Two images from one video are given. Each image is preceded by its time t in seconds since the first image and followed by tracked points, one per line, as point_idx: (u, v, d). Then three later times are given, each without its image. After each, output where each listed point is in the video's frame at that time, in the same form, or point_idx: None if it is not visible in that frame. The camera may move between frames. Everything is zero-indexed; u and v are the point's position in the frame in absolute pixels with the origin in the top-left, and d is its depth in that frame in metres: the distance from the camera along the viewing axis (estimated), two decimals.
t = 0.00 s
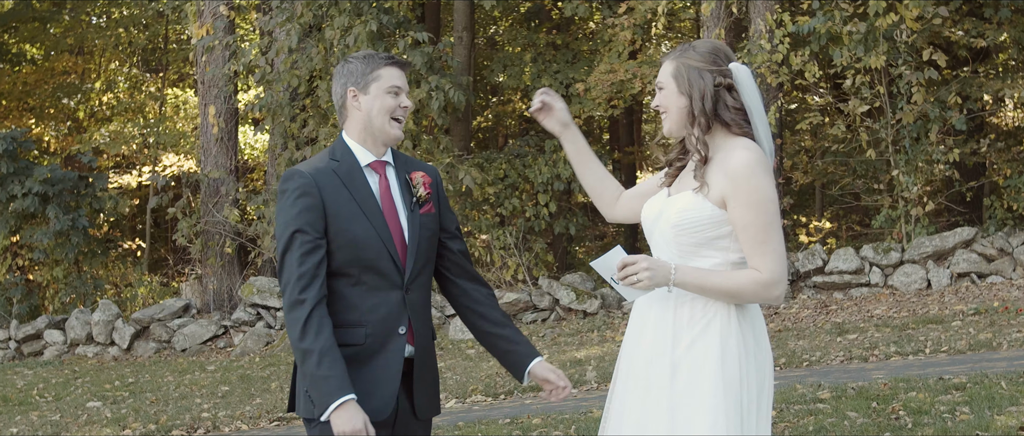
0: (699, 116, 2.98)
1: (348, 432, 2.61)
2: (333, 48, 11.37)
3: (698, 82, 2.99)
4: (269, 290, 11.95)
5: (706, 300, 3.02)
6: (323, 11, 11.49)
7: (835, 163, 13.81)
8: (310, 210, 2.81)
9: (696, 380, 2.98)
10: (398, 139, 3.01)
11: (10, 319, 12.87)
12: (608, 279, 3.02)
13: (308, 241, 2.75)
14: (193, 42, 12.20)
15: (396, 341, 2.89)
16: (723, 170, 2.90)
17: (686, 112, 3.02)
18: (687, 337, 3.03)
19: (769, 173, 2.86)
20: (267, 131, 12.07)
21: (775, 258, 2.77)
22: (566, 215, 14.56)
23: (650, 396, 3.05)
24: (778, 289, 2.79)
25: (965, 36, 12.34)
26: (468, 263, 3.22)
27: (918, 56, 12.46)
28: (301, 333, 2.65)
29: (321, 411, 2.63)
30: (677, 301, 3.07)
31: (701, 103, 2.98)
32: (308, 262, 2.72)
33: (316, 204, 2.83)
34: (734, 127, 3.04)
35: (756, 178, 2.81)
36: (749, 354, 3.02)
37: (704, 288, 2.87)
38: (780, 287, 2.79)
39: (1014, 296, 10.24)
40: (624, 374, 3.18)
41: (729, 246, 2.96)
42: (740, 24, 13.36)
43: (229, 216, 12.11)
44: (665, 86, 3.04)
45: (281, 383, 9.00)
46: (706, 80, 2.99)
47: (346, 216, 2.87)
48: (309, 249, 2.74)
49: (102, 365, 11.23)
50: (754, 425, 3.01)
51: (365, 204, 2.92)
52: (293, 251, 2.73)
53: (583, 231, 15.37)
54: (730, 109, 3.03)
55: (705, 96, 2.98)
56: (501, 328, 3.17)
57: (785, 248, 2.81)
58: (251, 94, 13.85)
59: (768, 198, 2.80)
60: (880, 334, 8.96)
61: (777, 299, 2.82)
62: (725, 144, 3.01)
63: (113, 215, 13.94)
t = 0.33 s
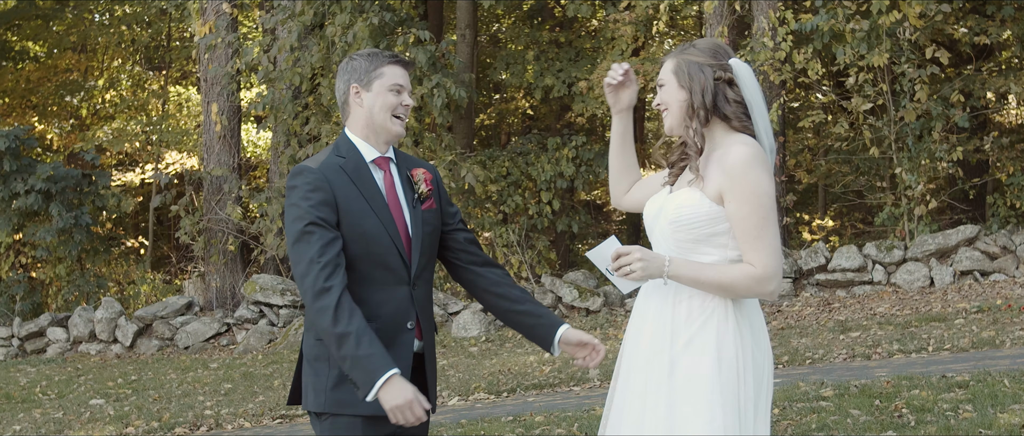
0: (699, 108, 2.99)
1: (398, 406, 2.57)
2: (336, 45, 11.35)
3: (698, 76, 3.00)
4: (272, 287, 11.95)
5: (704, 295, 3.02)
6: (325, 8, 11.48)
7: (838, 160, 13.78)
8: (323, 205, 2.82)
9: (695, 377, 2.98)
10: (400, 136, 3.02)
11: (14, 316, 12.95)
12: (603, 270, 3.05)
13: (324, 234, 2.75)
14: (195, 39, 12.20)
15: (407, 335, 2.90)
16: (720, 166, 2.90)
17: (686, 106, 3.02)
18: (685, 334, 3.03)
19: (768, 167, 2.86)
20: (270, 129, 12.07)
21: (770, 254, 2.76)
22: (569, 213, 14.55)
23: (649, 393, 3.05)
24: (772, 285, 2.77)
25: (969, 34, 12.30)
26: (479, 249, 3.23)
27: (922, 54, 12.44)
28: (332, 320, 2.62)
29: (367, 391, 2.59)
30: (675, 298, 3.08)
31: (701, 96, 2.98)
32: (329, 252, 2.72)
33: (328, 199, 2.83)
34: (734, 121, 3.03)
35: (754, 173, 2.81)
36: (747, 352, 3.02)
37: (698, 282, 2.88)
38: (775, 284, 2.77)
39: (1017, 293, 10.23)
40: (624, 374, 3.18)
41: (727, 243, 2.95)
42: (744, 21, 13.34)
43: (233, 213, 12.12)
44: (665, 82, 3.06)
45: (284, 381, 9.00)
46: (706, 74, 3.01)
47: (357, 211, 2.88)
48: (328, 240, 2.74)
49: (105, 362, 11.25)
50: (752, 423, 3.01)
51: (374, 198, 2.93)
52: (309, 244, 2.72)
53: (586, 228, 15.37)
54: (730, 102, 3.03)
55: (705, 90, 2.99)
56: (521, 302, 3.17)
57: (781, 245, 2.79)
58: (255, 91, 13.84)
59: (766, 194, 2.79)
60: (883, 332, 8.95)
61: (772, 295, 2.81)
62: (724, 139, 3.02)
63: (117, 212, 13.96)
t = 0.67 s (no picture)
0: (699, 105, 3.00)
1: (453, 356, 2.63)
2: (339, 43, 11.35)
3: (698, 73, 3.01)
4: (275, 285, 11.94)
5: (702, 292, 3.03)
6: (328, 5, 11.47)
7: (842, 158, 13.76)
8: (335, 197, 2.90)
9: (692, 376, 2.98)
10: (405, 130, 3.08)
11: (17, 314, 12.95)
12: (596, 262, 3.08)
13: (342, 222, 2.84)
14: (199, 37, 12.20)
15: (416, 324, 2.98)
16: (716, 163, 2.89)
17: (686, 103, 3.04)
18: (683, 333, 3.03)
19: (764, 163, 2.84)
20: (274, 126, 12.07)
21: (762, 249, 2.74)
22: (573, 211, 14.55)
23: (647, 392, 3.06)
24: (765, 281, 2.77)
25: (973, 31, 12.28)
26: (481, 230, 3.45)
27: (926, 51, 12.41)
28: (363, 294, 2.69)
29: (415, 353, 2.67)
30: (675, 296, 3.08)
31: (700, 93, 3.00)
32: (348, 236, 2.80)
33: (340, 192, 2.91)
34: (734, 117, 3.02)
35: (746, 168, 2.79)
36: (746, 351, 3.01)
37: (692, 278, 2.89)
38: (768, 279, 2.76)
39: (1021, 291, 10.22)
40: (624, 373, 3.19)
41: (724, 241, 2.93)
42: (748, 19, 13.32)
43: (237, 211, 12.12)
44: (668, 81, 3.08)
45: (288, 378, 9.00)
46: (706, 71, 3.02)
47: (369, 203, 2.96)
48: (345, 226, 2.82)
49: (109, 360, 11.26)
50: (752, 422, 2.99)
51: (381, 192, 3.01)
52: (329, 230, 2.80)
53: (589, 226, 15.36)
54: (730, 98, 3.02)
55: (705, 87, 3.00)
56: (531, 277, 3.35)
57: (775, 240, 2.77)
58: (258, 89, 13.84)
59: (759, 189, 2.77)
60: (887, 330, 8.95)
61: (766, 291, 2.79)
62: (725, 135, 3.01)
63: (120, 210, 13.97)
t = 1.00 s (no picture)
0: (698, 104, 3.00)
1: (487, 304, 2.70)
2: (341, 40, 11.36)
3: (698, 72, 3.01)
4: (277, 283, 11.96)
5: (698, 291, 3.03)
6: (331, 3, 11.47)
7: (844, 157, 13.74)
8: (342, 190, 2.91)
9: (689, 373, 2.99)
10: (406, 127, 3.10)
11: (20, 312, 12.95)
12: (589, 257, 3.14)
13: (350, 209, 2.85)
14: (201, 35, 12.22)
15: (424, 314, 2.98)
16: (708, 161, 2.89)
17: (684, 102, 3.04)
18: (680, 331, 3.04)
19: (755, 161, 2.82)
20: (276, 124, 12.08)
21: (751, 245, 2.73)
22: (575, 209, 14.56)
23: (646, 390, 3.07)
24: (754, 278, 2.75)
25: (975, 29, 12.26)
26: (480, 221, 3.48)
27: (928, 49, 12.41)
28: (379, 270, 2.70)
29: (443, 315, 2.69)
30: (673, 294, 3.09)
31: (699, 91, 2.99)
32: (358, 222, 2.82)
33: (347, 183, 2.93)
34: (734, 114, 3.00)
35: (739, 166, 2.79)
36: (743, 351, 3.01)
37: (683, 276, 2.89)
38: (758, 276, 2.75)
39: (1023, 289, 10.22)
40: (626, 371, 3.20)
41: (719, 240, 2.93)
42: (751, 16, 13.32)
43: (239, 209, 12.13)
44: (668, 79, 3.08)
45: (290, 376, 9.01)
46: (706, 69, 3.01)
47: (374, 195, 2.98)
48: (353, 213, 2.84)
49: (111, 357, 11.28)
50: (751, 420, 2.98)
51: (385, 186, 3.03)
52: (338, 218, 2.82)
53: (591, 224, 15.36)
54: (730, 97, 3.01)
55: (703, 85, 3.00)
56: (529, 259, 3.41)
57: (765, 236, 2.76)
58: (260, 87, 13.86)
59: (749, 186, 2.76)
60: (889, 328, 8.94)
61: (757, 288, 2.78)
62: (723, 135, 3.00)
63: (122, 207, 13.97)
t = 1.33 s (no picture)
0: (696, 103, 2.98)
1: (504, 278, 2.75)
2: (343, 38, 11.36)
3: (696, 70, 2.99)
4: (279, 281, 11.97)
5: (691, 291, 3.03)
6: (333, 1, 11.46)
7: (846, 154, 13.73)
8: (347, 182, 2.92)
9: (682, 372, 3.00)
10: (405, 126, 3.10)
11: (22, 310, 12.95)
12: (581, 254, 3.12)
13: (357, 198, 2.87)
14: (204, 33, 12.23)
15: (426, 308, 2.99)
16: (701, 160, 2.88)
17: (682, 100, 3.02)
18: (675, 331, 3.04)
19: (748, 160, 2.82)
20: (278, 122, 12.09)
21: (741, 245, 2.73)
22: (577, 207, 14.55)
23: (641, 390, 3.08)
24: (743, 278, 2.75)
25: (977, 27, 12.25)
26: (477, 219, 3.52)
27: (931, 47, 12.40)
28: (392, 251, 2.72)
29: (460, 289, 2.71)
30: (669, 293, 3.09)
31: (698, 90, 2.97)
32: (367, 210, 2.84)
33: (352, 176, 2.94)
34: (730, 114, 2.99)
35: (729, 166, 2.78)
36: (738, 351, 2.99)
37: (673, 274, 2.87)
38: (747, 276, 2.75)
39: None
40: (626, 371, 3.20)
41: (712, 239, 2.93)
42: (753, 14, 13.32)
43: (241, 207, 12.13)
44: (668, 76, 3.06)
45: (292, 374, 9.02)
46: (705, 69, 2.99)
47: (377, 190, 3.00)
48: (362, 202, 2.86)
49: (113, 355, 11.29)
50: (745, 419, 2.96)
51: (389, 182, 3.04)
52: (346, 206, 2.83)
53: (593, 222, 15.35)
54: (727, 97, 3.00)
55: (702, 84, 2.98)
56: (525, 252, 3.43)
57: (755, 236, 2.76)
58: (262, 85, 13.87)
59: (739, 185, 2.76)
60: (891, 326, 8.94)
61: (747, 289, 2.78)
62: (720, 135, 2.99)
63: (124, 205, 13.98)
